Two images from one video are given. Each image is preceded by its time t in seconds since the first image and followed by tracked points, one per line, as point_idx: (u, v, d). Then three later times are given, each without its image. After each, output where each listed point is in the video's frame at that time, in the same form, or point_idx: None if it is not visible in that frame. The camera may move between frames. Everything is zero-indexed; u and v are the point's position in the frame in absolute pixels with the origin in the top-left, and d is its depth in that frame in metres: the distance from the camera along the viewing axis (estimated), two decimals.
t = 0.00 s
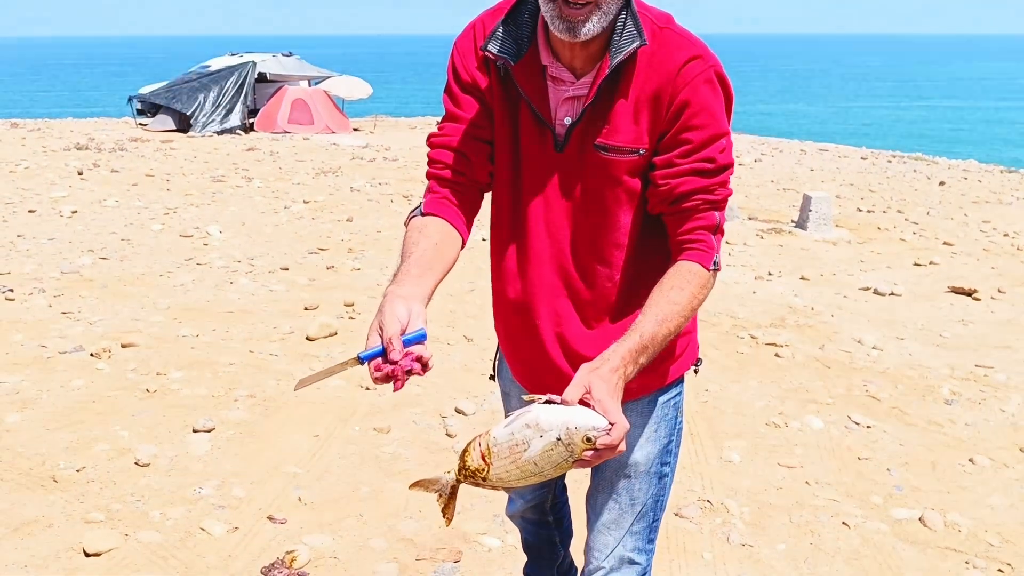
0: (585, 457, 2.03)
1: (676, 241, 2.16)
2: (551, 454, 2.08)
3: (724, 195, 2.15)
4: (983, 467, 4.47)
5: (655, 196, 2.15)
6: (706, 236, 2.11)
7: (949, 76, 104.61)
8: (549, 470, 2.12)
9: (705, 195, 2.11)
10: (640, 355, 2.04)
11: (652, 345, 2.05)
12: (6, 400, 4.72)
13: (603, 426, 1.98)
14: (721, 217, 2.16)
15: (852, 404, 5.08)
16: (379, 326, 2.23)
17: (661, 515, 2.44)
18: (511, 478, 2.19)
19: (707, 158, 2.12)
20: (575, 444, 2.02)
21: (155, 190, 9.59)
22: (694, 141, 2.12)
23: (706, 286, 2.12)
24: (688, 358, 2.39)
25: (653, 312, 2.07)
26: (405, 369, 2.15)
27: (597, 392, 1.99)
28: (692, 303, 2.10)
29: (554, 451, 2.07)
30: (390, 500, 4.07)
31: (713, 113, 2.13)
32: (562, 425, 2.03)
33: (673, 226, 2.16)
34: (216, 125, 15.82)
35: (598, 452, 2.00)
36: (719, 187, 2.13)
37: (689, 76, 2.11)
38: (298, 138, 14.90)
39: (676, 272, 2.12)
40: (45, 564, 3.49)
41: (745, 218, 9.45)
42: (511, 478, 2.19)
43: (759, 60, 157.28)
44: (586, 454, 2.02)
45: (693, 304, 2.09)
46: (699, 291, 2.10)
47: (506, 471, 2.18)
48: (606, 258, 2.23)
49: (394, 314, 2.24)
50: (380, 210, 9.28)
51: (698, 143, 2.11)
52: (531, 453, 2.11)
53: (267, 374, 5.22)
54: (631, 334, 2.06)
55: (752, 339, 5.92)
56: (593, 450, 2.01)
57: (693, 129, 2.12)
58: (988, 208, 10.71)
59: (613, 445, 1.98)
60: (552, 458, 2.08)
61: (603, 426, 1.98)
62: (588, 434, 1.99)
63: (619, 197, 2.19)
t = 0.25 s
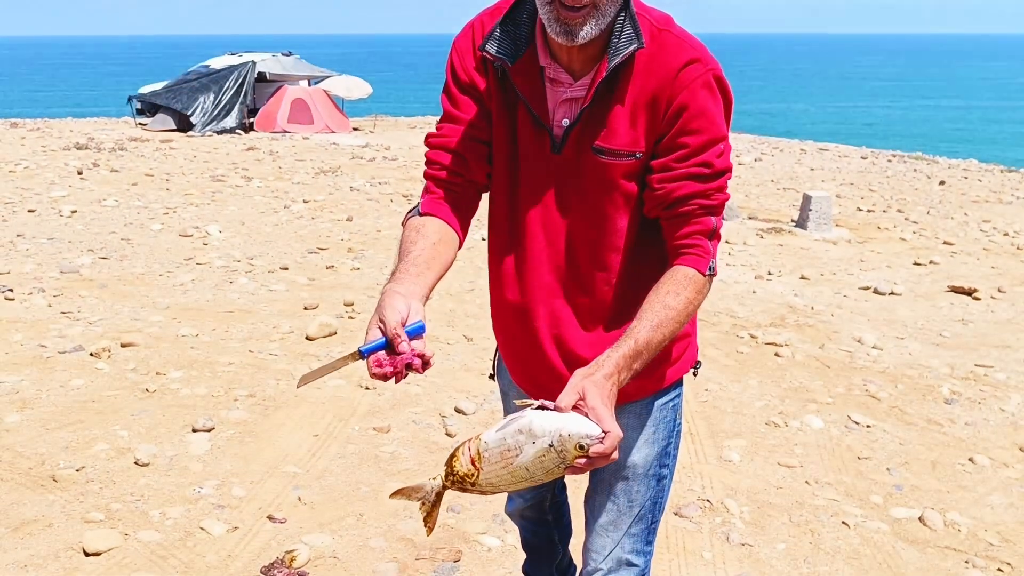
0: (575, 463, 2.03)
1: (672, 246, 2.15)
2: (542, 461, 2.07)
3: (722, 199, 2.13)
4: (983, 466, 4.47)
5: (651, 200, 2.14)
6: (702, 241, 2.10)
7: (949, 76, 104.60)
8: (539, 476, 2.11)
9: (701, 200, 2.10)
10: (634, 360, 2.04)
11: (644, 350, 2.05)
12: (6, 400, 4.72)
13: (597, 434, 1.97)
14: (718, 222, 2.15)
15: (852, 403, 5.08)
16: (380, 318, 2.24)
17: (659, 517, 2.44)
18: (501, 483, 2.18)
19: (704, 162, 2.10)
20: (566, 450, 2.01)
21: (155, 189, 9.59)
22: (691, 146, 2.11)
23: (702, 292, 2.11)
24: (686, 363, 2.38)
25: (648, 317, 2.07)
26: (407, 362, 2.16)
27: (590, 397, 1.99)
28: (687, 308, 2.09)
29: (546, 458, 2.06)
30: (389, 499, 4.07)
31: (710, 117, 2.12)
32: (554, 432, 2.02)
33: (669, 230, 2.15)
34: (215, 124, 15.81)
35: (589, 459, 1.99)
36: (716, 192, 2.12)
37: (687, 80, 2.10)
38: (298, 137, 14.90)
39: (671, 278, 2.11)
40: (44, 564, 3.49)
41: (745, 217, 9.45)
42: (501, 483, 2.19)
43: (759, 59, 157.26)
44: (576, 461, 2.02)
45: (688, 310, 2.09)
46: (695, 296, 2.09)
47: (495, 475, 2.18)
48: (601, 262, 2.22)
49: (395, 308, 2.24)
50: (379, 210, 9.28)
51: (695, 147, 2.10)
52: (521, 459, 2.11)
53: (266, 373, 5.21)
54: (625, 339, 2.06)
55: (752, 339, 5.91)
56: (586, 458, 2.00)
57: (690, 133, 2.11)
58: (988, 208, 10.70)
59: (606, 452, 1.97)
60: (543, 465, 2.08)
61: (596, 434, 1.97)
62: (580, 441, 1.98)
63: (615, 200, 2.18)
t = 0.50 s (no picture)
0: (567, 466, 2.03)
1: (669, 247, 2.14)
2: (536, 461, 2.08)
3: (720, 202, 2.13)
4: (983, 465, 4.47)
5: (649, 201, 2.14)
6: (698, 243, 2.10)
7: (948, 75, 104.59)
8: (530, 476, 2.12)
9: (699, 201, 2.10)
10: (631, 361, 2.04)
11: (641, 351, 2.05)
12: (6, 398, 4.73)
13: (594, 435, 1.96)
14: (716, 225, 2.14)
15: (851, 402, 5.08)
16: (398, 306, 2.29)
17: (659, 519, 2.44)
18: (492, 481, 2.20)
19: (702, 164, 2.10)
20: (559, 453, 2.02)
21: (155, 188, 9.59)
22: (689, 147, 2.10)
23: (698, 294, 2.10)
24: (686, 366, 2.38)
25: (645, 318, 2.07)
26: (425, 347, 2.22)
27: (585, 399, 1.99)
28: (683, 310, 2.08)
29: (539, 458, 2.07)
30: (390, 498, 4.07)
31: (709, 119, 2.11)
32: (551, 431, 2.02)
33: (666, 232, 2.15)
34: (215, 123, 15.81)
35: (582, 461, 1.99)
36: (714, 194, 2.11)
37: (687, 83, 2.10)
38: (298, 136, 14.90)
39: (668, 279, 2.10)
40: (45, 562, 3.49)
41: (745, 216, 9.46)
42: (492, 481, 2.20)
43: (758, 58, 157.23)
44: (568, 465, 2.02)
45: (683, 312, 2.09)
46: (690, 299, 2.09)
47: (487, 473, 2.20)
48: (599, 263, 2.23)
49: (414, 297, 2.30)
50: (379, 209, 9.28)
51: (693, 149, 2.10)
52: (514, 458, 2.12)
53: (267, 372, 5.21)
54: (620, 341, 2.06)
55: (752, 337, 5.92)
56: (581, 458, 1.99)
57: (689, 134, 2.10)
58: (988, 207, 10.71)
59: (599, 456, 1.97)
60: (536, 466, 2.09)
61: (592, 437, 1.96)
62: (575, 442, 1.98)
63: (613, 201, 2.18)
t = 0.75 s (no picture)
0: (567, 468, 2.05)
1: (667, 258, 2.15)
2: (537, 455, 2.08)
3: (718, 212, 2.12)
4: (982, 464, 4.47)
5: (647, 211, 2.14)
6: (699, 254, 2.10)
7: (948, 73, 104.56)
8: (525, 474, 2.12)
9: (697, 212, 2.09)
10: (636, 373, 2.03)
11: (645, 363, 2.05)
12: (6, 398, 4.73)
13: (602, 435, 1.97)
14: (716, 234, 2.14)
15: (851, 401, 5.08)
16: (373, 317, 2.34)
17: (657, 520, 2.45)
18: (484, 475, 2.19)
19: (700, 175, 2.09)
20: (563, 453, 2.03)
21: (155, 187, 9.59)
22: (687, 159, 2.09)
23: (699, 305, 2.10)
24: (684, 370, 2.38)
25: (649, 329, 2.07)
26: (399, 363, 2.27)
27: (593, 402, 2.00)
28: (684, 321, 2.08)
29: (542, 453, 2.07)
30: (390, 497, 4.07)
31: (707, 130, 2.10)
32: (557, 427, 2.02)
33: (665, 243, 2.15)
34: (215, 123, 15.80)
35: (586, 464, 2.00)
36: (712, 204, 2.11)
37: (684, 94, 2.08)
38: (297, 135, 14.89)
39: (668, 290, 2.10)
40: (45, 562, 3.49)
41: (745, 215, 9.46)
42: (486, 473, 2.19)
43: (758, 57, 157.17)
44: (569, 466, 2.03)
45: (687, 322, 2.08)
46: (694, 309, 2.09)
47: (482, 465, 2.19)
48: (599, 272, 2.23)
49: (390, 310, 2.35)
50: (379, 208, 9.28)
51: (692, 160, 2.09)
52: (513, 453, 2.11)
53: (267, 372, 5.21)
54: (625, 353, 2.06)
55: (752, 336, 5.92)
56: (585, 458, 2.00)
57: (687, 146, 2.09)
58: (987, 206, 10.71)
59: (606, 456, 1.97)
60: (536, 460, 2.09)
61: (599, 438, 1.97)
62: (581, 442, 1.99)
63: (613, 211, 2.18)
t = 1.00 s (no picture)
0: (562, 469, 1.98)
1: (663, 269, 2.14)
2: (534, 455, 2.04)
3: (711, 219, 2.10)
4: (981, 463, 4.48)
5: (640, 223, 2.13)
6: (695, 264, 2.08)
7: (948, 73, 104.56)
8: (527, 480, 2.09)
9: (689, 221, 2.07)
10: (640, 389, 2.00)
11: (653, 378, 2.02)
12: (6, 397, 4.73)
13: (589, 428, 1.91)
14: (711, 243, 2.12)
15: (850, 400, 5.09)
16: (337, 319, 2.52)
17: (652, 521, 2.45)
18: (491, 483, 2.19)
19: (689, 184, 2.07)
20: (553, 452, 1.97)
21: (155, 187, 9.59)
22: (677, 169, 2.07)
23: (699, 316, 2.08)
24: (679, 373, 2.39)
25: (651, 344, 2.06)
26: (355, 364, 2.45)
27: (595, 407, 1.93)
28: (684, 332, 2.07)
29: (537, 452, 2.02)
30: (389, 496, 4.08)
31: (694, 140, 2.08)
32: (546, 424, 1.99)
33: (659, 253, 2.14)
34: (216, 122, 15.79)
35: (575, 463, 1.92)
36: (704, 212, 2.08)
37: (666, 105, 2.06)
38: (297, 135, 14.89)
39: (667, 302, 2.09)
40: (45, 561, 3.50)
41: (745, 214, 9.47)
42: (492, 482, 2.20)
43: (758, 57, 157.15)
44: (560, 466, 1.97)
45: (689, 333, 2.07)
46: (696, 319, 2.07)
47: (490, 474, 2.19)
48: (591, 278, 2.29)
49: (351, 311, 2.51)
50: (379, 208, 9.28)
51: (682, 170, 2.07)
52: (511, 457, 2.10)
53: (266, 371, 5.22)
54: (630, 367, 2.03)
55: (751, 336, 5.92)
56: (575, 455, 1.93)
57: (676, 157, 2.07)
58: (987, 206, 10.71)
59: (594, 451, 1.89)
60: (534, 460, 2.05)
61: (589, 436, 1.89)
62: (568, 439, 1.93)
63: (599, 219, 2.22)
